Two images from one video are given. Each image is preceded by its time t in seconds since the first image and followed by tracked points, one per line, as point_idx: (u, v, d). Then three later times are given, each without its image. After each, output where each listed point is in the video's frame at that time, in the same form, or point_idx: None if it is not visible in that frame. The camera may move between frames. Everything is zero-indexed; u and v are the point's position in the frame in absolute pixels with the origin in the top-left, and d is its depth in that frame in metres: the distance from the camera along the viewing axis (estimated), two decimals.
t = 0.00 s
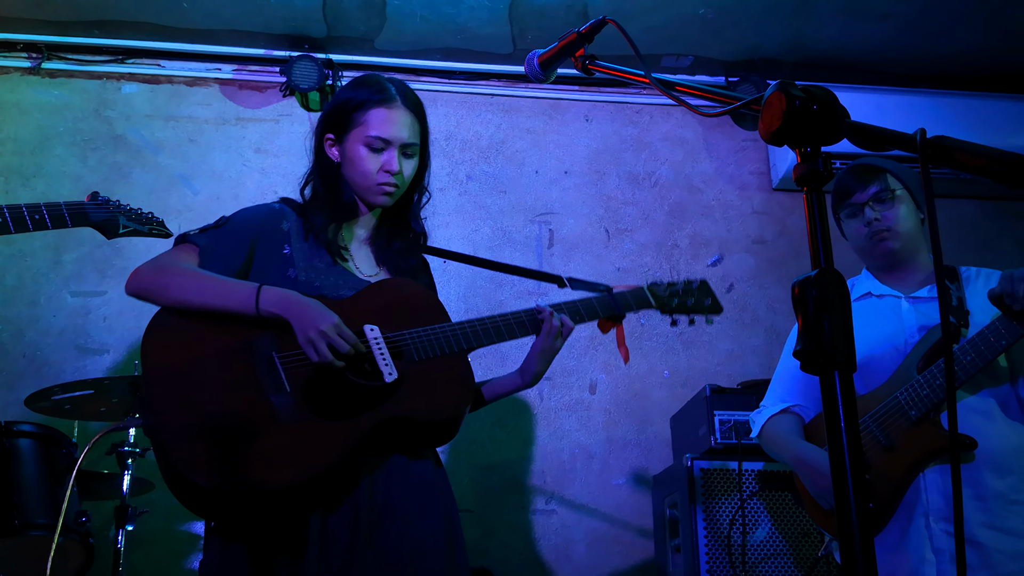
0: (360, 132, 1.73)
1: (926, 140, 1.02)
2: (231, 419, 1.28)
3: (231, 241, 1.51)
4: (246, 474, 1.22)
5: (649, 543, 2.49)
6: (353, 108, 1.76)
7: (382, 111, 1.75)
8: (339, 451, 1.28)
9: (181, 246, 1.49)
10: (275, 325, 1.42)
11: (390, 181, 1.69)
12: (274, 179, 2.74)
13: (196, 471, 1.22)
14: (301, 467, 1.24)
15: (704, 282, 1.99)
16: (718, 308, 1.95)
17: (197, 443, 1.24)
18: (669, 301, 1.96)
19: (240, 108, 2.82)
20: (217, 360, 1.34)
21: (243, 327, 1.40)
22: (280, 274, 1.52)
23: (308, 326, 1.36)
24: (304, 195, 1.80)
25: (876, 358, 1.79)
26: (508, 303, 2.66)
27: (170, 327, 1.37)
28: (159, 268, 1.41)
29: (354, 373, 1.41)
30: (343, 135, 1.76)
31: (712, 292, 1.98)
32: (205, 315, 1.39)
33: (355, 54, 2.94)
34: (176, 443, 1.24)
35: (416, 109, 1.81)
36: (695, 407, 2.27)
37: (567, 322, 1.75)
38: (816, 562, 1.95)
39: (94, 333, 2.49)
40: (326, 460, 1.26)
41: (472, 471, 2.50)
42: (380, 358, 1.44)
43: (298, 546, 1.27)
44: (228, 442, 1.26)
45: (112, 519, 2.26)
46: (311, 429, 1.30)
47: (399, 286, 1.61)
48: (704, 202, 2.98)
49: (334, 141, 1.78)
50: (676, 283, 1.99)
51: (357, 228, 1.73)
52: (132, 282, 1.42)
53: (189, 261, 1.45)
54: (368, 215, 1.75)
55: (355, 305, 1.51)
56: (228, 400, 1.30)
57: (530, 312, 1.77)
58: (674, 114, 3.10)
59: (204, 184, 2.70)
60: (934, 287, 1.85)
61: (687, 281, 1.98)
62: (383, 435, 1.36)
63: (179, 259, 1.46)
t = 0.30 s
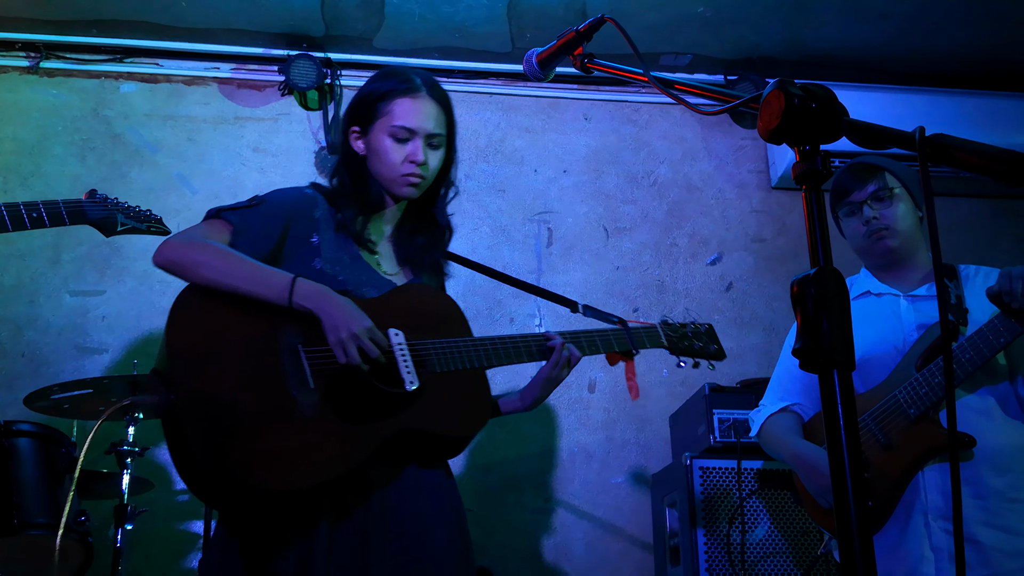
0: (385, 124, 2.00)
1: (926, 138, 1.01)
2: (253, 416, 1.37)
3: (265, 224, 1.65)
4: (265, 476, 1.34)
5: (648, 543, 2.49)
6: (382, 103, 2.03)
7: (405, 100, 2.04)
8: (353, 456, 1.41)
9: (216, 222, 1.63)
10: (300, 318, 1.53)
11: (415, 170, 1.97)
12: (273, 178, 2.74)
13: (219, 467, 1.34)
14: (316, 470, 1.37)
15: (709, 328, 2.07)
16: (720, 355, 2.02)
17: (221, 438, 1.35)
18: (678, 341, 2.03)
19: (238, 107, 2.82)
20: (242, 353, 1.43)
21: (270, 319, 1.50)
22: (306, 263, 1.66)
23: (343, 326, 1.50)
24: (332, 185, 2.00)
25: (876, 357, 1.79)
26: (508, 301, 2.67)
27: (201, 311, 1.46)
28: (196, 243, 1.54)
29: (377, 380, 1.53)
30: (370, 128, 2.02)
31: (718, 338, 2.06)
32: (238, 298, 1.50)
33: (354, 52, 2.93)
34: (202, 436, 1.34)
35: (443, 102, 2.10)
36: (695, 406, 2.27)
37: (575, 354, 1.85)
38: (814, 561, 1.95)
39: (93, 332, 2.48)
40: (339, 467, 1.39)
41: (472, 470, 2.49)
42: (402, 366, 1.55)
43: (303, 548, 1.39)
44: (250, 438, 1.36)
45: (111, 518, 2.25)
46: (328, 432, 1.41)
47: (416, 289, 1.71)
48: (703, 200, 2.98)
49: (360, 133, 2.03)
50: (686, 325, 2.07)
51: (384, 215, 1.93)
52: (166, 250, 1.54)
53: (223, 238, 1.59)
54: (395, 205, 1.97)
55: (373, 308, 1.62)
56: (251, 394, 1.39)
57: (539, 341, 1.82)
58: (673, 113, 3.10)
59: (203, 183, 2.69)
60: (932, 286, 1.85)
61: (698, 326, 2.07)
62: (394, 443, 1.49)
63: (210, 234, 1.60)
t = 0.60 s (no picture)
0: (423, 109, 1.82)
1: (925, 137, 1.01)
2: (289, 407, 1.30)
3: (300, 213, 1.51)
4: (288, 472, 1.25)
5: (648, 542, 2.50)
6: (417, 90, 1.85)
7: (443, 85, 1.85)
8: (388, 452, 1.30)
9: (251, 212, 1.52)
10: (339, 310, 1.42)
11: (457, 155, 1.78)
12: (274, 177, 2.74)
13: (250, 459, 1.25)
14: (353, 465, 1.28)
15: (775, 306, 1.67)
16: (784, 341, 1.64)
17: (254, 429, 1.27)
18: (739, 324, 1.68)
19: (238, 106, 2.82)
20: (278, 341, 1.36)
21: (301, 307, 1.41)
22: (344, 252, 1.52)
23: (373, 317, 1.40)
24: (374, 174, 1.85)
25: (875, 355, 1.80)
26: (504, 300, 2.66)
27: (234, 303, 1.38)
28: (230, 230, 1.45)
29: (413, 368, 1.43)
30: (407, 114, 1.84)
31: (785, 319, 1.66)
32: (276, 289, 1.40)
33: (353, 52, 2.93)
34: (230, 430, 1.27)
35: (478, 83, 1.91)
36: (694, 405, 2.28)
37: (610, 336, 1.68)
38: (814, 560, 1.96)
39: (93, 331, 2.48)
40: (372, 460, 1.29)
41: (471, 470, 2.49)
42: (441, 354, 1.45)
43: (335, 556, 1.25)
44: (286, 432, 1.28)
45: (110, 518, 2.25)
46: (366, 421, 1.33)
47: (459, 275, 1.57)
48: (702, 199, 2.99)
49: (399, 121, 1.85)
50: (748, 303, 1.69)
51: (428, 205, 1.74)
52: (199, 238, 1.45)
53: (258, 229, 1.49)
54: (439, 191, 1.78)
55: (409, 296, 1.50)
56: (285, 389, 1.32)
57: (572, 323, 1.66)
58: (673, 112, 3.10)
59: (203, 182, 2.69)
60: (932, 285, 1.86)
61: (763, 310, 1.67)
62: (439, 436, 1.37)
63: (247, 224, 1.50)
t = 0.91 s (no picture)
0: (438, 95, 1.56)
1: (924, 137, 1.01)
2: (302, 402, 1.22)
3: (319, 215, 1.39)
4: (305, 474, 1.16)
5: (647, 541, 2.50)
6: (429, 71, 1.58)
7: (455, 65, 1.57)
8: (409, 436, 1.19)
9: (271, 223, 1.41)
10: (351, 302, 1.31)
11: (478, 137, 1.52)
12: (273, 177, 2.74)
13: (267, 459, 1.17)
14: (366, 458, 1.17)
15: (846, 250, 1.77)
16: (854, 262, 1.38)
17: (269, 432, 1.19)
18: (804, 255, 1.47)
19: (238, 105, 2.82)
20: (290, 337, 1.27)
21: (317, 304, 1.31)
22: (373, 248, 1.39)
23: (374, 304, 1.26)
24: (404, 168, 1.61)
25: (875, 354, 1.80)
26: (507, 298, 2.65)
27: (243, 308, 1.30)
28: (247, 245, 1.35)
29: (428, 352, 1.29)
30: (426, 100, 1.58)
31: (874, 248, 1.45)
32: (296, 295, 1.31)
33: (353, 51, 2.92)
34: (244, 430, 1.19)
35: (498, 60, 1.60)
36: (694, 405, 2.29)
37: (645, 288, 1.45)
38: (813, 559, 1.96)
39: (93, 331, 2.49)
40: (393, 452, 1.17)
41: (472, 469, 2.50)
42: (457, 334, 1.30)
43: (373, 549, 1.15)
44: (299, 429, 1.19)
45: (110, 517, 2.25)
46: (379, 417, 1.21)
47: (483, 253, 1.41)
48: (702, 199, 2.99)
49: (421, 110, 1.60)
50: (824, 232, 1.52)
51: (458, 192, 1.52)
52: (218, 256, 1.36)
53: (275, 241, 1.38)
54: (472, 176, 1.54)
55: (426, 283, 1.35)
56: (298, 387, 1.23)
57: (601, 283, 1.47)
58: (673, 111, 3.10)
59: (203, 181, 2.69)
60: (933, 284, 1.86)
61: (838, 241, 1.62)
62: (461, 421, 1.24)
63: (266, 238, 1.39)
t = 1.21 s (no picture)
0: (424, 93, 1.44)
1: (924, 136, 1.01)
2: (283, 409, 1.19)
3: (317, 228, 1.35)
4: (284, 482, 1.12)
5: (647, 540, 2.51)
6: (416, 70, 1.48)
7: (438, 58, 1.44)
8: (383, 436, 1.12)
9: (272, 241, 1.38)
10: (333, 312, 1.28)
11: (466, 132, 1.39)
12: (272, 176, 2.74)
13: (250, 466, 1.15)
14: (340, 463, 1.11)
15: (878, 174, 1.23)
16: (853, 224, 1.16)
17: (255, 442, 1.18)
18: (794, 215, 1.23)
19: (237, 104, 2.82)
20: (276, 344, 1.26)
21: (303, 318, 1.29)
22: (373, 255, 1.33)
23: (340, 313, 1.22)
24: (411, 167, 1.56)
25: (875, 353, 1.81)
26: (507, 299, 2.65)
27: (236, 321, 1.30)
28: (246, 267, 1.33)
29: (403, 356, 1.21)
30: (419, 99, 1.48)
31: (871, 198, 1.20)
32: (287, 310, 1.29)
33: (353, 50, 2.91)
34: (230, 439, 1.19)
35: (490, 53, 1.47)
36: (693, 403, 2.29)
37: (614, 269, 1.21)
38: (813, 558, 1.96)
39: (92, 330, 2.48)
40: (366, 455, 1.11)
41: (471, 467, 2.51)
42: (430, 336, 1.21)
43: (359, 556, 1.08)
44: (279, 437, 1.17)
45: (109, 516, 2.25)
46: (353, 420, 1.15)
47: (459, 250, 1.29)
48: (701, 198, 2.99)
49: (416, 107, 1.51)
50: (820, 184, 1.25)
51: (461, 187, 1.45)
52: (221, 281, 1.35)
53: (275, 260, 1.35)
54: (474, 169, 1.46)
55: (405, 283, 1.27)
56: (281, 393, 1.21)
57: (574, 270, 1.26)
58: (672, 111, 3.10)
59: (202, 180, 2.69)
60: (933, 284, 1.86)
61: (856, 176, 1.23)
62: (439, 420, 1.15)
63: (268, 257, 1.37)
